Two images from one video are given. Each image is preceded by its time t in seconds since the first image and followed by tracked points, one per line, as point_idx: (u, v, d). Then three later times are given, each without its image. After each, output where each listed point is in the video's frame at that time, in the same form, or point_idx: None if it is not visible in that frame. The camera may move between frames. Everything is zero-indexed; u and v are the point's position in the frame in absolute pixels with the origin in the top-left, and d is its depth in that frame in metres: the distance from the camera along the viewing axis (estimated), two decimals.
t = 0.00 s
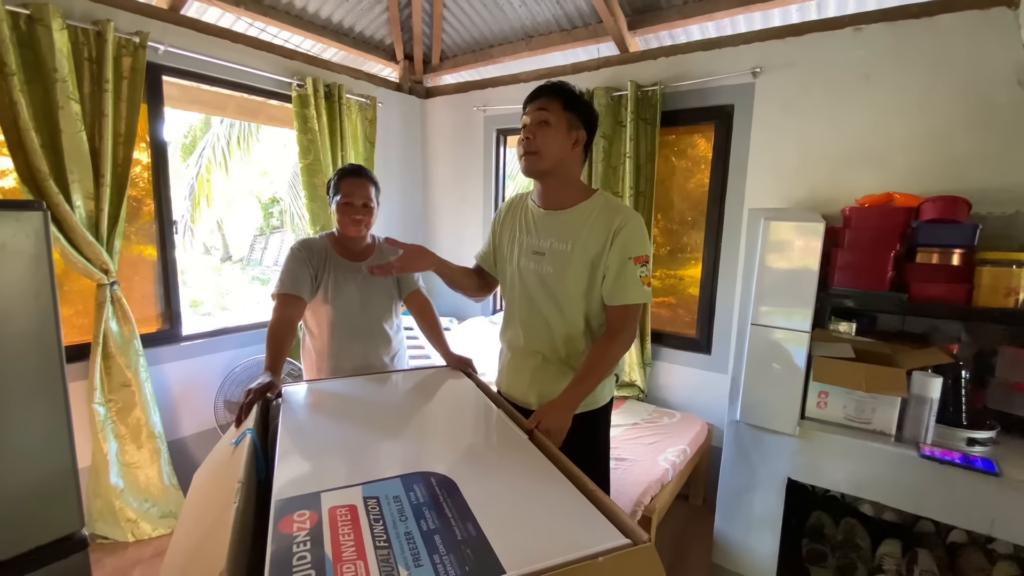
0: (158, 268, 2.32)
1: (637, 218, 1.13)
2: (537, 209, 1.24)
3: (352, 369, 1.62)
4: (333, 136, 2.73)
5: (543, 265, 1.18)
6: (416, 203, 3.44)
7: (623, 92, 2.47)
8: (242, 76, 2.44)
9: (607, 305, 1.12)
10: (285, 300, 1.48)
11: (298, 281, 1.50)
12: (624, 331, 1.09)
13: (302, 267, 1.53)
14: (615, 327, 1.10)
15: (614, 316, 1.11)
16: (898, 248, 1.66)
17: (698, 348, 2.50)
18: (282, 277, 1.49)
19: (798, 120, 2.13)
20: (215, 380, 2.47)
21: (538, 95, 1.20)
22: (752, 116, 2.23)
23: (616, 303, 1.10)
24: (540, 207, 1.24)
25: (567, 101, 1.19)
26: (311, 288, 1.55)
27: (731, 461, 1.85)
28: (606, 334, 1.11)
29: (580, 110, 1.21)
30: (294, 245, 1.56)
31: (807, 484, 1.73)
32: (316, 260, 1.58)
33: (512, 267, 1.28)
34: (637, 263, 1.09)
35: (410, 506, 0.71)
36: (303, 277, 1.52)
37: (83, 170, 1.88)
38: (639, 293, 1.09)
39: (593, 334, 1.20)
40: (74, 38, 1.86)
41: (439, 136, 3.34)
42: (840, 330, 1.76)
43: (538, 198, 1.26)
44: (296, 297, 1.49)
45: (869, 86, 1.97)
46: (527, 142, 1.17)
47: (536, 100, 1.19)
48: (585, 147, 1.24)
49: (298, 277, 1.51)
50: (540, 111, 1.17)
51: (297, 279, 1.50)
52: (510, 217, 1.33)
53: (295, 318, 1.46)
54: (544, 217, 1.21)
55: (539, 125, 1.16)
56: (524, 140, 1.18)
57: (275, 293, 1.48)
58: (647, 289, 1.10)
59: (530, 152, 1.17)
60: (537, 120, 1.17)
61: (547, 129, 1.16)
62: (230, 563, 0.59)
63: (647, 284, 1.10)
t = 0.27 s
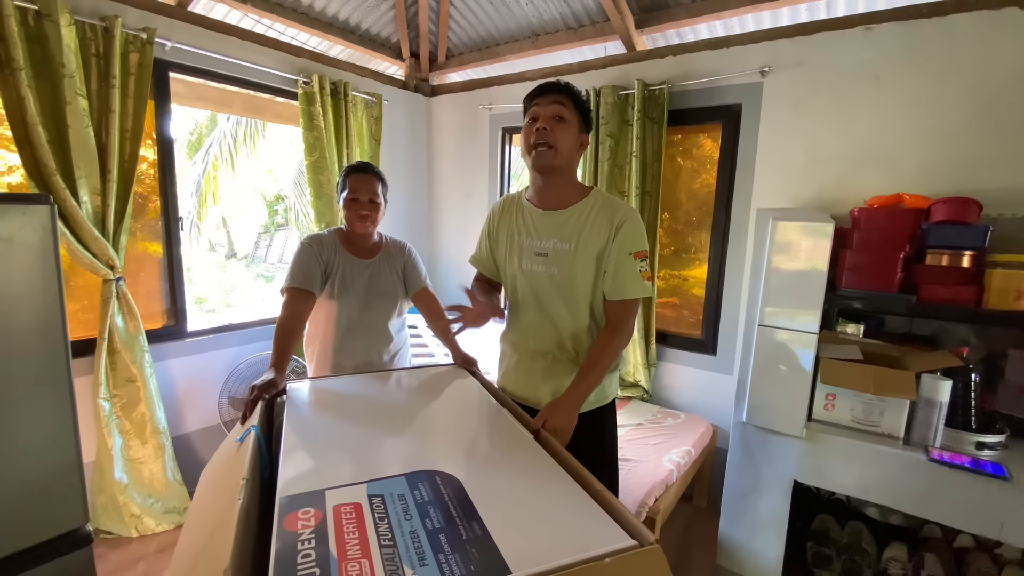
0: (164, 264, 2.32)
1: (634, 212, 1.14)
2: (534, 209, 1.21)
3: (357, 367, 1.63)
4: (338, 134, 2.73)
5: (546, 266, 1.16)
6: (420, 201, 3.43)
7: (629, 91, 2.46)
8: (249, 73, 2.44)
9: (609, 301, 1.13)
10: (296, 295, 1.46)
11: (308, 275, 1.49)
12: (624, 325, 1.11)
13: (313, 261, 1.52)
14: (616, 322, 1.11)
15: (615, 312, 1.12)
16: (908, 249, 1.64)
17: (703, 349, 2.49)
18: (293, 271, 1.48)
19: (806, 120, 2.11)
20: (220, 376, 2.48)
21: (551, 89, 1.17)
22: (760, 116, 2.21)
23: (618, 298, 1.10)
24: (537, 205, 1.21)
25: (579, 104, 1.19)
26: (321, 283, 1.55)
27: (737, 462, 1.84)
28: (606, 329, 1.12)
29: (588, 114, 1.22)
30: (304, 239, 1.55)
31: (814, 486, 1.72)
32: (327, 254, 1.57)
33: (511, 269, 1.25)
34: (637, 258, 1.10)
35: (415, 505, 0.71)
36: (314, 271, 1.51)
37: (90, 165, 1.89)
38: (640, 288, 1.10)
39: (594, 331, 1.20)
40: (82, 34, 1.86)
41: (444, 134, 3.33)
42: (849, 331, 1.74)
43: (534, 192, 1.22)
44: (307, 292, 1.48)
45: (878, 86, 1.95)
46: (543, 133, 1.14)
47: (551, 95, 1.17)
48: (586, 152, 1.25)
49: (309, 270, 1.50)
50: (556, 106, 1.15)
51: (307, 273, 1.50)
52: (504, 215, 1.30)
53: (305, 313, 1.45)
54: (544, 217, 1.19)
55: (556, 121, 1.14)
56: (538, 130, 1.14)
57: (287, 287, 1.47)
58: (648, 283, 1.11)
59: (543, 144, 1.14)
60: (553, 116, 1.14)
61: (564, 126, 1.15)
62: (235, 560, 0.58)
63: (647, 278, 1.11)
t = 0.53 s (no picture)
0: (172, 261, 2.33)
1: (628, 207, 1.13)
2: (529, 211, 1.18)
3: (364, 365, 1.62)
4: (346, 132, 2.73)
5: (546, 270, 1.15)
6: (427, 200, 3.43)
7: (638, 89, 2.44)
8: (258, 71, 2.45)
9: (608, 299, 1.12)
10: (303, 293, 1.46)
11: (316, 274, 1.49)
12: (625, 323, 1.11)
13: (321, 259, 1.52)
14: (616, 319, 1.11)
15: (615, 310, 1.11)
16: (921, 251, 1.62)
17: (711, 350, 2.47)
18: (301, 270, 1.48)
19: (817, 119, 2.09)
20: (227, 373, 2.49)
21: (554, 89, 1.13)
22: (770, 115, 2.19)
23: (618, 296, 1.10)
24: (534, 207, 1.18)
25: (580, 105, 1.17)
26: (329, 282, 1.55)
27: (746, 464, 1.82)
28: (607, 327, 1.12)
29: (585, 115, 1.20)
30: (312, 238, 1.55)
31: (823, 490, 1.70)
32: (334, 253, 1.57)
33: (509, 273, 1.23)
34: (633, 255, 1.09)
35: (422, 505, 0.70)
36: (322, 270, 1.51)
37: (100, 162, 1.90)
38: (638, 284, 1.10)
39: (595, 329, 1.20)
40: (93, 31, 1.87)
41: (452, 132, 3.33)
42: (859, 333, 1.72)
43: (531, 194, 1.19)
44: (314, 291, 1.48)
45: (891, 85, 1.93)
46: (550, 138, 1.11)
47: (554, 96, 1.12)
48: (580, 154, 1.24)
49: (316, 269, 1.50)
50: (562, 109, 1.12)
51: (315, 271, 1.49)
52: (497, 218, 1.28)
53: (312, 311, 1.45)
54: (538, 219, 1.16)
55: (562, 125, 1.11)
56: (545, 135, 1.11)
57: (295, 285, 1.47)
58: (646, 278, 1.11)
59: (550, 149, 1.11)
60: (559, 120, 1.11)
61: (569, 130, 1.12)
62: (242, 558, 0.58)
63: (645, 273, 1.11)
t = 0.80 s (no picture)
0: (178, 259, 2.35)
1: (617, 206, 1.11)
2: (518, 220, 1.18)
3: (369, 365, 1.63)
4: (351, 131, 2.73)
5: (539, 277, 1.15)
6: (432, 199, 3.44)
7: (644, 89, 2.43)
8: (264, 70, 2.46)
9: (604, 300, 1.11)
10: (308, 293, 1.47)
11: (321, 274, 1.50)
12: (623, 323, 1.10)
13: (326, 260, 1.52)
14: (613, 320, 1.10)
15: (611, 310, 1.11)
16: (929, 252, 1.60)
17: (716, 351, 2.46)
18: (306, 270, 1.49)
19: (824, 119, 2.07)
20: (233, 371, 2.50)
21: (535, 102, 1.10)
22: (777, 115, 2.18)
23: (613, 296, 1.09)
24: (521, 220, 1.18)
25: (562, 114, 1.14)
26: (334, 282, 1.55)
27: (750, 466, 1.81)
28: (605, 328, 1.11)
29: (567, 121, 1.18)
30: (318, 239, 1.55)
31: (828, 492, 1.69)
32: (340, 253, 1.57)
33: (504, 282, 1.24)
34: (625, 254, 1.07)
35: (425, 505, 0.70)
36: (327, 270, 1.51)
37: (107, 161, 1.91)
38: (633, 283, 1.08)
39: (593, 329, 1.20)
40: (99, 31, 1.89)
41: (457, 132, 3.33)
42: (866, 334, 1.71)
43: (517, 211, 1.18)
44: (320, 291, 1.48)
45: (899, 85, 1.91)
46: (535, 159, 1.09)
47: (534, 112, 1.10)
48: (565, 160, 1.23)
49: (321, 269, 1.50)
50: (544, 126, 1.09)
51: (320, 271, 1.50)
52: (487, 226, 1.28)
53: (317, 311, 1.45)
54: (527, 227, 1.16)
55: (546, 143, 1.09)
56: (528, 156, 1.09)
57: (300, 285, 1.47)
58: (640, 276, 1.09)
59: (535, 170, 1.10)
60: (542, 137, 1.09)
61: (553, 147, 1.11)
62: (245, 557, 0.58)
63: (639, 271, 1.09)
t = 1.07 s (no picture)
0: (178, 256, 2.34)
1: (616, 202, 1.10)
2: (516, 217, 1.17)
3: (369, 362, 1.62)
4: (352, 127, 2.73)
5: (536, 273, 1.14)
6: (433, 196, 3.43)
7: (645, 85, 2.42)
8: (264, 66, 2.45)
9: (603, 296, 1.11)
10: (310, 291, 1.46)
11: (323, 272, 1.49)
12: (622, 320, 1.09)
13: (329, 257, 1.52)
14: (612, 317, 1.10)
15: (609, 305, 1.10)
16: (932, 250, 1.59)
17: (717, 349, 2.45)
18: (308, 267, 1.48)
19: (827, 115, 2.06)
20: (233, 368, 2.50)
21: (530, 96, 1.09)
22: (779, 111, 2.16)
23: (612, 292, 1.09)
24: (519, 215, 1.17)
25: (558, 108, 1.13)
26: (336, 280, 1.54)
27: (751, 464, 1.81)
28: (604, 325, 1.11)
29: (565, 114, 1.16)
30: (320, 236, 1.55)
31: (829, 490, 1.69)
32: (342, 251, 1.56)
33: (501, 278, 1.23)
34: (625, 250, 1.07)
35: (423, 502, 0.70)
36: (329, 268, 1.51)
37: (106, 158, 1.91)
38: (632, 280, 1.08)
39: (591, 326, 1.19)
40: (99, 27, 1.88)
41: (457, 129, 3.31)
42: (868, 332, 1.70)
43: (515, 206, 1.18)
44: (323, 289, 1.48)
45: (903, 81, 1.90)
46: (529, 155, 1.08)
47: (529, 106, 1.09)
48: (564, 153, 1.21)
49: (323, 267, 1.50)
50: (539, 121, 1.08)
51: (323, 269, 1.49)
52: (485, 223, 1.27)
53: (318, 309, 1.45)
54: (526, 223, 1.15)
55: (540, 139, 1.08)
56: (523, 152, 1.08)
57: (302, 283, 1.47)
58: (639, 272, 1.09)
59: (530, 166, 1.09)
60: (537, 133, 1.08)
61: (549, 141, 1.09)
62: (241, 554, 0.58)
63: (638, 268, 1.09)
